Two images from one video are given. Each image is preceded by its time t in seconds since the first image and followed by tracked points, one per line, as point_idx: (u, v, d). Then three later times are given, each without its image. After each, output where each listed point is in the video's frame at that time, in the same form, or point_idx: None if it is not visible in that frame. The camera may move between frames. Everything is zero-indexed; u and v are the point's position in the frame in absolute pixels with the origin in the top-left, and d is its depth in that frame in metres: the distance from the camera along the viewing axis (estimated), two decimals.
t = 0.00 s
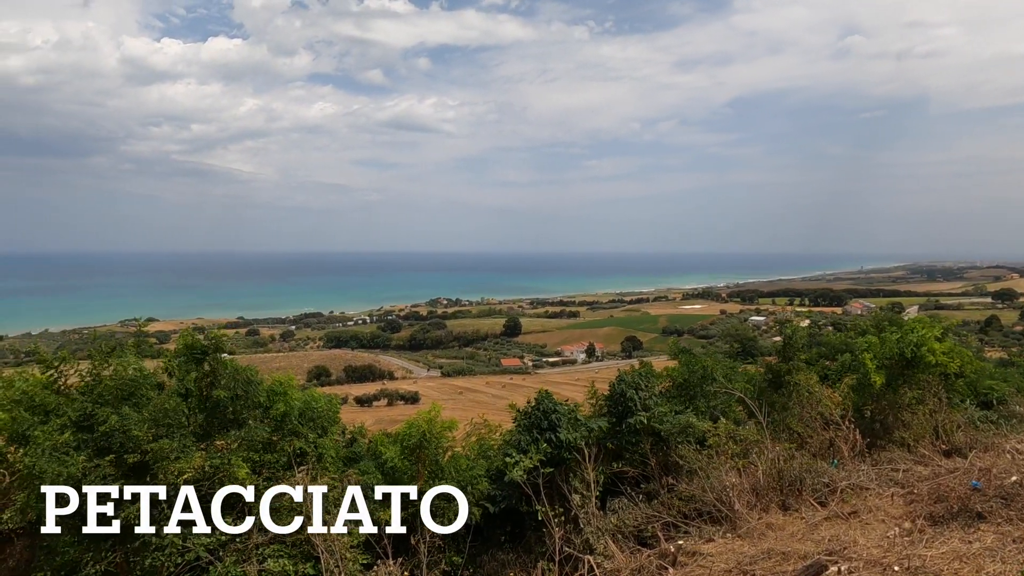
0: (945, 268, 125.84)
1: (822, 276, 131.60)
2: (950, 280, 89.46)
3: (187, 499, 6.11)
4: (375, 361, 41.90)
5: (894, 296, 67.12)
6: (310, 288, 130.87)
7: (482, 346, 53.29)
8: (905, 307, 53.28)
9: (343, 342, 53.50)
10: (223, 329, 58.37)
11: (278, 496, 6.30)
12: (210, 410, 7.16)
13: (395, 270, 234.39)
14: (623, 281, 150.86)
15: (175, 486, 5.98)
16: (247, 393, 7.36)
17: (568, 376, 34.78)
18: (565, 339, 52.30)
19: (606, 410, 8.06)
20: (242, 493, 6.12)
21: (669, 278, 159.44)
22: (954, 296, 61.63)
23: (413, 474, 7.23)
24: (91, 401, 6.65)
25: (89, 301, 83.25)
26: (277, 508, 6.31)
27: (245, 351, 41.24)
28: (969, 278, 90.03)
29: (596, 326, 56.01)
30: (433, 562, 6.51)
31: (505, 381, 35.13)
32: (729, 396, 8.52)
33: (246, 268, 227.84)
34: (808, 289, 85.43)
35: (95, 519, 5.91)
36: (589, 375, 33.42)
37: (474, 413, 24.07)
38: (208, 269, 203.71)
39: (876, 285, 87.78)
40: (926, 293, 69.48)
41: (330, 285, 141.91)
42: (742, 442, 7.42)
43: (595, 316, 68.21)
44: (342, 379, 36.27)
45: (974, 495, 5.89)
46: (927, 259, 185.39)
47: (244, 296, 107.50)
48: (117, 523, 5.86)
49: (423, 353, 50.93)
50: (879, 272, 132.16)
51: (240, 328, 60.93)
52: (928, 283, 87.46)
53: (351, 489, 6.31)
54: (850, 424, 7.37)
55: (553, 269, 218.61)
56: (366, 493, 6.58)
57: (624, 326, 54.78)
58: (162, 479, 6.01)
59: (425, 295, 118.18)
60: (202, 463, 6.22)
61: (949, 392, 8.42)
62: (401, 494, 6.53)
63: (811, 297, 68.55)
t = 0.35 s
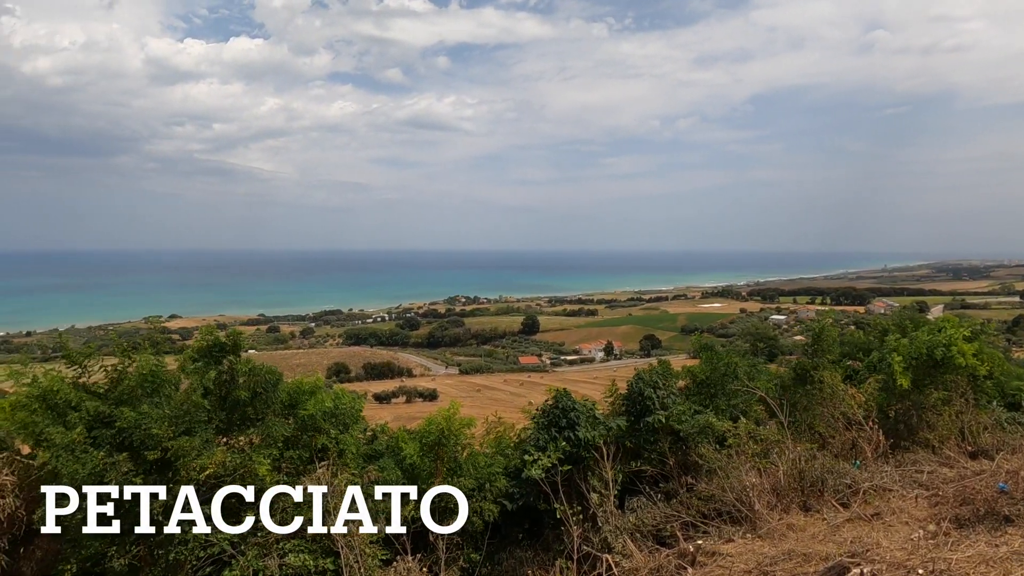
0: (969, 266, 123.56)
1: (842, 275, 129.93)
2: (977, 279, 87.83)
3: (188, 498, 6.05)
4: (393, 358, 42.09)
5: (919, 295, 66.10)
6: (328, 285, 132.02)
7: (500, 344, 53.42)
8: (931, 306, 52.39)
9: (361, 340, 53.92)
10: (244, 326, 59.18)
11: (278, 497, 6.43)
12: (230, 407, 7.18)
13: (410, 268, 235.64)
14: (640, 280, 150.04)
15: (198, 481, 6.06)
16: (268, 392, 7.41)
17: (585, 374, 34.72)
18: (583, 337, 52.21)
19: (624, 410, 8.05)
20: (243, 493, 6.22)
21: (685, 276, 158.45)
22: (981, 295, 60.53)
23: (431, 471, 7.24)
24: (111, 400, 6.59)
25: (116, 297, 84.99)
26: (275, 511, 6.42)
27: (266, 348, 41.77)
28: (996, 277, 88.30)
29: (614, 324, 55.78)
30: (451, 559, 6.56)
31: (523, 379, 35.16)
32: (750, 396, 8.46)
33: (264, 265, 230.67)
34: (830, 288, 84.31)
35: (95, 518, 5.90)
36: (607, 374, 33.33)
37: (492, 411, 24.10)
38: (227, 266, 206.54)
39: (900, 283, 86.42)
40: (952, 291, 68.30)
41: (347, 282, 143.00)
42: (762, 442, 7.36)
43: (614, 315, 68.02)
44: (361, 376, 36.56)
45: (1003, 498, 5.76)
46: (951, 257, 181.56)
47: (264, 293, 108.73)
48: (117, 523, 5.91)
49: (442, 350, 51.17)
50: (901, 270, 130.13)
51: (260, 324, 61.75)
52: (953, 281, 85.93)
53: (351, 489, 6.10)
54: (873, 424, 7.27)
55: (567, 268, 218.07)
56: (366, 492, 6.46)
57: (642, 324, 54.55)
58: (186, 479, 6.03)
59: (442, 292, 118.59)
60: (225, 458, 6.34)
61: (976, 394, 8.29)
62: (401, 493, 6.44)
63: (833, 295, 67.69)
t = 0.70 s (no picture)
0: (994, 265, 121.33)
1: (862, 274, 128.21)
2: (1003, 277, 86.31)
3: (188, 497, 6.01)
4: (412, 355, 42.26)
5: (944, 293, 65.05)
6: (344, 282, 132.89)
7: (517, 341, 53.49)
8: (957, 305, 51.50)
9: (380, 337, 54.29)
10: (264, 323, 59.90)
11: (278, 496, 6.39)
12: (248, 404, 7.13)
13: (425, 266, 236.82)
14: (657, 277, 149.09)
15: (217, 478, 6.06)
16: (287, 391, 7.25)
17: (603, 372, 34.67)
18: (601, 334, 52.10)
19: (642, 407, 8.03)
20: (243, 493, 6.08)
21: (701, 274, 157.34)
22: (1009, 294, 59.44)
23: (449, 469, 7.31)
24: (132, 400, 6.69)
25: (140, 294, 86.71)
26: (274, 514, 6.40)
27: (286, 345, 42.21)
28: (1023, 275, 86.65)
29: (631, 323, 55.40)
30: (468, 555, 6.61)
31: (541, 376, 35.20)
32: (770, 395, 8.40)
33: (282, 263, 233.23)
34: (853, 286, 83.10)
35: (95, 519, 5.95)
36: (624, 372, 33.26)
37: (510, 409, 24.08)
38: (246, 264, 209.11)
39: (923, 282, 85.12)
40: (978, 290, 67.17)
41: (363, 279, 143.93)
42: (783, 441, 7.29)
43: (632, 313, 67.81)
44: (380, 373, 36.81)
45: None
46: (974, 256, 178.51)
47: (283, 290, 109.82)
48: (116, 524, 6.01)
49: (460, 348, 51.33)
50: (923, 269, 128.10)
51: (280, 321, 62.44)
52: (979, 280, 84.39)
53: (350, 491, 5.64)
54: (897, 425, 7.16)
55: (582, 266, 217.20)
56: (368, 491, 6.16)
57: (660, 322, 54.27)
58: (207, 480, 6.02)
59: (458, 290, 119.06)
60: (245, 455, 6.39)
61: (1006, 395, 8.11)
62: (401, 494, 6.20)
63: (855, 293, 66.84)
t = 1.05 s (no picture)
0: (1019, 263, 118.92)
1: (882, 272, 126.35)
2: None
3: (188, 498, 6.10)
4: (430, 352, 42.35)
5: (970, 292, 63.85)
6: (360, 280, 133.62)
7: (534, 339, 53.44)
8: (983, 304, 50.54)
9: (398, 333, 54.58)
10: (282, 320, 60.49)
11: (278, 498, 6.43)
12: (264, 401, 7.06)
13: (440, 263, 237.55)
14: (673, 275, 148.10)
15: (239, 471, 6.22)
16: (303, 389, 7.21)
17: (620, 370, 34.55)
18: (619, 332, 51.93)
19: (660, 406, 7.98)
20: (243, 494, 6.18)
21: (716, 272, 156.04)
22: None
23: (466, 467, 7.32)
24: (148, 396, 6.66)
25: (164, 290, 88.32)
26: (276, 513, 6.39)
27: (305, 342, 42.57)
28: None
29: (648, 321, 55.01)
30: (485, 552, 6.66)
31: (558, 374, 35.16)
32: (791, 395, 8.32)
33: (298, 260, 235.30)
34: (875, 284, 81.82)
35: (95, 519, 6.12)
36: (642, 370, 33.08)
37: (527, 407, 24.03)
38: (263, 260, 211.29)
39: (947, 280, 83.69)
40: (1006, 289, 65.82)
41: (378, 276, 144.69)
42: (803, 441, 7.20)
43: (649, 311, 67.47)
44: (397, 369, 37.00)
45: None
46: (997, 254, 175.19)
47: (301, 286, 110.80)
48: (117, 524, 6.04)
49: (477, 345, 51.42)
50: (945, 267, 125.91)
51: (298, 318, 63.01)
52: (1006, 279, 82.78)
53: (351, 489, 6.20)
54: (920, 426, 7.05)
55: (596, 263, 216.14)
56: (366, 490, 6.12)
57: (678, 320, 53.92)
58: (228, 475, 6.19)
59: (474, 287, 119.34)
60: (262, 450, 6.42)
61: None
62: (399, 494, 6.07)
63: (877, 292, 65.87)
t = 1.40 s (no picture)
0: None
1: (902, 271, 124.40)
2: None
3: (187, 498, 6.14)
4: (446, 350, 42.53)
5: (997, 291, 62.59)
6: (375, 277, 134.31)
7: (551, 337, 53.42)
8: (1010, 304, 49.50)
9: (415, 331, 54.87)
10: (300, 318, 61.09)
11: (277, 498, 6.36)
12: (283, 399, 6.96)
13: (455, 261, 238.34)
14: (688, 273, 147.21)
15: (256, 469, 6.17)
16: (324, 386, 7.18)
17: (637, 368, 34.36)
18: (637, 331, 51.71)
19: (679, 406, 7.94)
20: (244, 494, 6.06)
21: (731, 271, 154.74)
22: None
23: (483, 465, 7.34)
24: (157, 395, 6.60)
25: (185, 287, 89.72)
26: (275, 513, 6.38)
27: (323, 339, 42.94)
28: None
29: (665, 319, 54.70)
30: (502, 550, 6.68)
31: (576, 372, 35.12)
32: (811, 395, 8.25)
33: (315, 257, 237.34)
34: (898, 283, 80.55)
35: (95, 519, 6.10)
36: (659, 369, 32.87)
37: (543, 405, 24.05)
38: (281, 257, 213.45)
39: (972, 280, 82.16)
40: None
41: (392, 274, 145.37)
42: (823, 441, 7.12)
43: (666, 309, 67.01)
44: (414, 367, 37.15)
45: None
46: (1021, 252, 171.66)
47: (318, 284, 111.74)
48: (117, 523, 6.07)
49: (493, 343, 51.48)
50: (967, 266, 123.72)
51: (316, 315, 63.62)
52: None
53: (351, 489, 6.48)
54: (944, 427, 6.93)
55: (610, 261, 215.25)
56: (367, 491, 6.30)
57: (695, 318, 53.53)
58: (244, 472, 6.13)
59: (489, 285, 119.46)
60: (281, 448, 6.37)
61: None
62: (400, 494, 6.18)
63: (900, 291, 64.82)
